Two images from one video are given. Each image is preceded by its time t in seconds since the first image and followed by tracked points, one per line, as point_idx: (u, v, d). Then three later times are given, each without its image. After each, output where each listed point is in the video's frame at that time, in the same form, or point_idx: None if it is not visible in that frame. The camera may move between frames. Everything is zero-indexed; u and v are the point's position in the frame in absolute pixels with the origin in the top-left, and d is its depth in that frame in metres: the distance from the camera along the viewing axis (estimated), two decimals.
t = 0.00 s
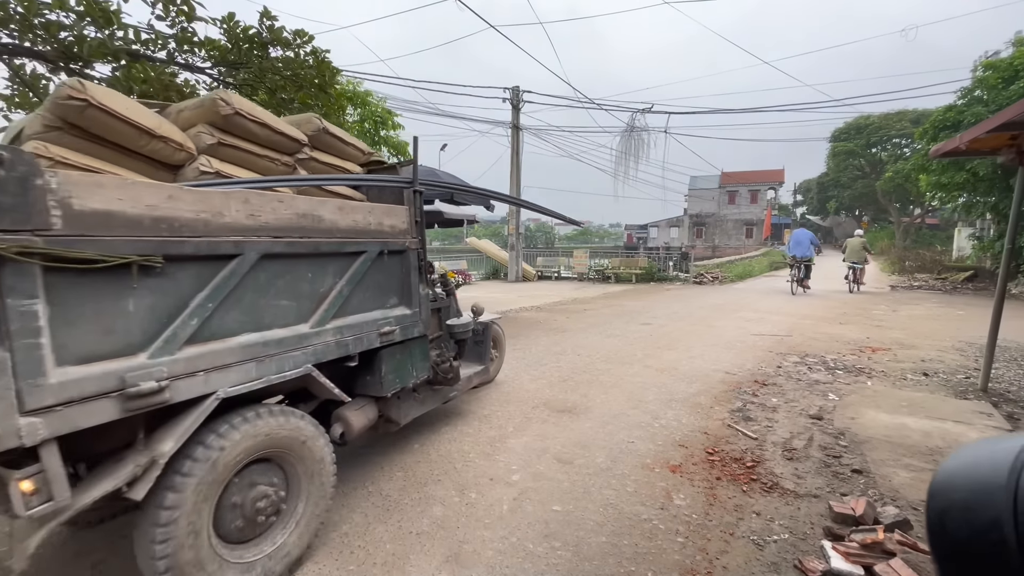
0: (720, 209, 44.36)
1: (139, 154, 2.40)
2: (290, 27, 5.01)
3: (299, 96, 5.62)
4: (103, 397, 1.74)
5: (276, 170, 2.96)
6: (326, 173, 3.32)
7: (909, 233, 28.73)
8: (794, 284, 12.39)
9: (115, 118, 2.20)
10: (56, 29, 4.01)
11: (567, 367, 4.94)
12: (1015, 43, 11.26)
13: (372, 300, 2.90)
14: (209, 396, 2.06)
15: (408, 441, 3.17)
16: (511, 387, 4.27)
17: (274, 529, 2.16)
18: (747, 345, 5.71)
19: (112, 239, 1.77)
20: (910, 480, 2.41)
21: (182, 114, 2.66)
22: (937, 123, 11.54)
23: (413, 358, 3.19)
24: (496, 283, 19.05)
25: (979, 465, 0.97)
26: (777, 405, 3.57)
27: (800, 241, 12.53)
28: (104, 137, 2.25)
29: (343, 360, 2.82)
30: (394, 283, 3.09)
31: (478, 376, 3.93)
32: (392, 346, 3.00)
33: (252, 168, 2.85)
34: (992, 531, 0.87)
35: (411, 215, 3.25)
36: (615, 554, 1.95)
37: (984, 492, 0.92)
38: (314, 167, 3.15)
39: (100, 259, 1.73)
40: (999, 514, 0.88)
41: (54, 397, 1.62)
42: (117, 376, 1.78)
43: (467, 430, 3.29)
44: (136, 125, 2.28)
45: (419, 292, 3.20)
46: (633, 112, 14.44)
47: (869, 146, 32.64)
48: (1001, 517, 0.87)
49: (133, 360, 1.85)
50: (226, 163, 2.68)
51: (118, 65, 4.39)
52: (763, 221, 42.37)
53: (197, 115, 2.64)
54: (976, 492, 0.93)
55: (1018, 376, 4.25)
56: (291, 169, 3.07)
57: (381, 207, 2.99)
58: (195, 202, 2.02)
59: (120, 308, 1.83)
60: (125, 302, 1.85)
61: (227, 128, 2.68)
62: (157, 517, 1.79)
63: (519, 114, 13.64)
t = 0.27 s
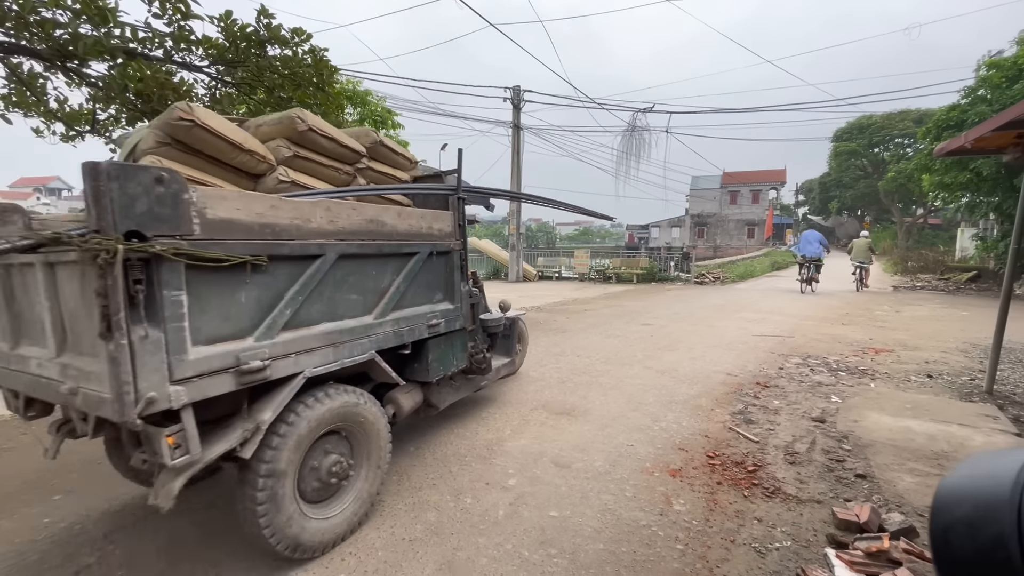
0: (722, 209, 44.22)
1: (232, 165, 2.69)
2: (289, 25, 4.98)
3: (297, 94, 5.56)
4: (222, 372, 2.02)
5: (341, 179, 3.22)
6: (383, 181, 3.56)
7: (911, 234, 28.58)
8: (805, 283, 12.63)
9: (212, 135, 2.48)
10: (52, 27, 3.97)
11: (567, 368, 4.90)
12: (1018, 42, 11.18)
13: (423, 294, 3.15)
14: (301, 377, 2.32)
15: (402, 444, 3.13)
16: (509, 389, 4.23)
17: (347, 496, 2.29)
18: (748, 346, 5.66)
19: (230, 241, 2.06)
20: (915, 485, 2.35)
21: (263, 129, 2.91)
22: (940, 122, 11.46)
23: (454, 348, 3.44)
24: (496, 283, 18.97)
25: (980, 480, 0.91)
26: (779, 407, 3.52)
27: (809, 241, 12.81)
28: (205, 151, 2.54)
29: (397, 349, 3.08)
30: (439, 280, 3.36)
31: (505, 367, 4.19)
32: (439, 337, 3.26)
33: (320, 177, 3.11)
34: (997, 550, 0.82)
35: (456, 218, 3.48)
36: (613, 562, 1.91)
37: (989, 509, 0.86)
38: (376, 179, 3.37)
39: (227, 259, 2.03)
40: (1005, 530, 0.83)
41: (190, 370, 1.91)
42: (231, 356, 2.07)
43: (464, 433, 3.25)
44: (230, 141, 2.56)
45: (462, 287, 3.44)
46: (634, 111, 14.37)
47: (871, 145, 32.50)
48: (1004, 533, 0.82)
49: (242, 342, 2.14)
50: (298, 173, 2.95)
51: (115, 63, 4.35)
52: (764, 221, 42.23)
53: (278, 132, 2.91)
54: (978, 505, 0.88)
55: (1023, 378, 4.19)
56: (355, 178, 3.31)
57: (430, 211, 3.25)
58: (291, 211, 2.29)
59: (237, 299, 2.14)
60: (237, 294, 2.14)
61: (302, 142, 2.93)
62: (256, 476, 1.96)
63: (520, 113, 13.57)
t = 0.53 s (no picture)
0: (723, 209, 44.14)
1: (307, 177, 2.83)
2: (288, 24, 4.97)
3: (297, 94, 5.63)
4: (316, 354, 2.29)
5: (397, 189, 3.34)
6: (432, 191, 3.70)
7: (912, 234, 28.51)
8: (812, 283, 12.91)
9: (296, 151, 2.62)
10: (52, 27, 3.97)
11: (567, 368, 4.90)
12: (1020, 41, 11.16)
13: (467, 290, 3.42)
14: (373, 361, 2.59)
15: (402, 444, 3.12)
16: (509, 389, 4.23)
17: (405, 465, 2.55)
18: (749, 347, 5.65)
19: (322, 243, 2.34)
20: (915, 486, 2.35)
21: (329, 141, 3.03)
22: (941, 122, 11.44)
23: (491, 338, 3.73)
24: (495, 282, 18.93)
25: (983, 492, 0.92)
26: (779, 407, 3.52)
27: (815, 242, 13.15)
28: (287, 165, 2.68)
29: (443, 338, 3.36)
30: (479, 276, 3.63)
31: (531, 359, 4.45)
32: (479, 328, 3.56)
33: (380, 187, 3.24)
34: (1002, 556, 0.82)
35: (494, 223, 3.75)
36: (611, 563, 1.90)
37: (993, 518, 0.87)
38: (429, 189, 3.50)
39: (321, 258, 2.31)
40: (1009, 539, 0.83)
41: (292, 350, 2.19)
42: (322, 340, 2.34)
43: (464, 433, 3.24)
44: (310, 157, 2.70)
45: (500, 284, 3.73)
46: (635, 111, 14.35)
47: (872, 145, 32.43)
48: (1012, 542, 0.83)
49: (329, 328, 2.40)
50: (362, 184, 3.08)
51: (115, 63, 4.36)
52: (765, 221, 42.17)
53: (346, 145, 3.04)
54: (986, 517, 0.89)
55: None
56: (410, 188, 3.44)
57: (471, 216, 3.51)
58: (365, 218, 2.57)
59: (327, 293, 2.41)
60: (325, 287, 2.41)
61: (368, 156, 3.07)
62: (339, 440, 2.24)
63: (520, 113, 13.55)
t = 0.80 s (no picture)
0: (723, 208, 44.11)
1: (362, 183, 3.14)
2: (288, 24, 4.98)
3: (297, 94, 5.68)
4: (383, 336, 2.56)
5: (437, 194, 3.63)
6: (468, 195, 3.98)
7: (912, 233, 28.51)
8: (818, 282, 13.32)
9: (352, 159, 2.93)
10: (53, 27, 3.98)
11: (566, 367, 4.92)
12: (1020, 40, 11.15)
13: (502, 283, 3.66)
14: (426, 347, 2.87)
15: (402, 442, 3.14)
16: (508, 388, 4.24)
17: (448, 438, 2.84)
18: (748, 346, 5.66)
19: (386, 241, 2.61)
20: (911, 483, 2.37)
21: (379, 151, 3.33)
22: (941, 122, 11.45)
23: (518, 328, 3.98)
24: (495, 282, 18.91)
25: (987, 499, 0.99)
26: (777, 406, 3.53)
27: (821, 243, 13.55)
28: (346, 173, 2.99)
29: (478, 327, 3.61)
30: (511, 271, 3.87)
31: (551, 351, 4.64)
32: (509, 319, 3.80)
33: (422, 192, 3.54)
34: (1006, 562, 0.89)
35: (524, 222, 3.98)
36: (610, 559, 1.92)
37: (996, 523, 0.95)
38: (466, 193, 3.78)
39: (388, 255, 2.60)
40: (1012, 544, 0.90)
41: (365, 332, 2.47)
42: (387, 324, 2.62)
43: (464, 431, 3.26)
44: (365, 164, 3.01)
45: (530, 279, 3.96)
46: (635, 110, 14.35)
47: (872, 144, 32.41)
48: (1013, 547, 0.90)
49: (391, 313, 2.66)
50: (408, 189, 3.37)
51: (116, 63, 4.38)
52: (765, 221, 42.16)
53: (393, 154, 3.34)
54: (990, 522, 0.96)
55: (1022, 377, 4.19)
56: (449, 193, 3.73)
57: (504, 217, 3.74)
58: (419, 220, 2.85)
59: (391, 283, 2.68)
60: (388, 279, 2.66)
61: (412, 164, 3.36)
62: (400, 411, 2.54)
63: (520, 113, 13.55)
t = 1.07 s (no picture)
0: (723, 208, 44.06)
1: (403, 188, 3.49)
2: (288, 25, 5.00)
3: (297, 94, 5.69)
4: (431, 323, 2.88)
5: (467, 198, 3.98)
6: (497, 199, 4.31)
7: (912, 232, 28.52)
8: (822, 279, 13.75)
9: (397, 166, 3.29)
10: (53, 27, 3.99)
11: (565, 366, 4.93)
12: (1018, 40, 11.16)
13: (527, 279, 4.00)
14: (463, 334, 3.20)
15: (402, 440, 3.16)
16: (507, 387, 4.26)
17: (482, 416, 3.16)
18: (747, 345, 5.67)
19: (433, 240, 2.95)
20: (906, 481, 2.38)
21: (419, 159, 3.70)
22: (940, 121, 11.45)
23: (541, 320, 4.28)
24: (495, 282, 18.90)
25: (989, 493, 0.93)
26: (774, 405, 3.55)
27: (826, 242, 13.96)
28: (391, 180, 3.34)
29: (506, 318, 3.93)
30: (534, 268, 4.21)
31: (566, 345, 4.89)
32: (534, 311, 4.14)
33: (455, 196, 3.89)
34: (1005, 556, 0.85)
35: (546, 224, 4.32)
36: (607, 555, 1.94)
37: (998, 516, 0.90)
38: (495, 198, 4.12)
39: (435, 252, 2.92)
40: (1012, 538, 0.86)
41: (416, 319, 2.79)
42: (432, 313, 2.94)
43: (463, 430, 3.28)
44: (408, 173, 3.36)
45: (552, 275, 4.29)
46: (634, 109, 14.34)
47: (872, 144, 32.38)
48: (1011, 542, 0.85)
49: (436, 303, 2.99)
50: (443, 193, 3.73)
51: (116, 63, 4.39)
52: (765, 220, 42.12)
53: (432, 162, 3.68)
54: (990, 516, 0.92)
55: (1019, 376, 4.21)
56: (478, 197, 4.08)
57: (517, 218, 3.92)
58: (458, 222, 3.20)
59: (437, 277, 3.01)
60: (434, 272, 2.99)
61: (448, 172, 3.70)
62: (444, 389, 2.85)
63: (520, 112, 13.55)
